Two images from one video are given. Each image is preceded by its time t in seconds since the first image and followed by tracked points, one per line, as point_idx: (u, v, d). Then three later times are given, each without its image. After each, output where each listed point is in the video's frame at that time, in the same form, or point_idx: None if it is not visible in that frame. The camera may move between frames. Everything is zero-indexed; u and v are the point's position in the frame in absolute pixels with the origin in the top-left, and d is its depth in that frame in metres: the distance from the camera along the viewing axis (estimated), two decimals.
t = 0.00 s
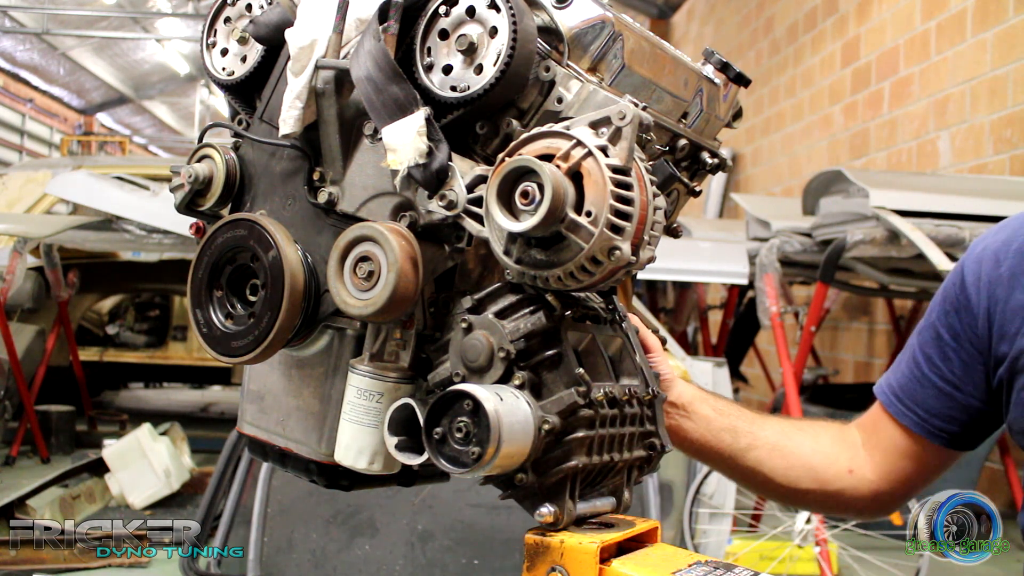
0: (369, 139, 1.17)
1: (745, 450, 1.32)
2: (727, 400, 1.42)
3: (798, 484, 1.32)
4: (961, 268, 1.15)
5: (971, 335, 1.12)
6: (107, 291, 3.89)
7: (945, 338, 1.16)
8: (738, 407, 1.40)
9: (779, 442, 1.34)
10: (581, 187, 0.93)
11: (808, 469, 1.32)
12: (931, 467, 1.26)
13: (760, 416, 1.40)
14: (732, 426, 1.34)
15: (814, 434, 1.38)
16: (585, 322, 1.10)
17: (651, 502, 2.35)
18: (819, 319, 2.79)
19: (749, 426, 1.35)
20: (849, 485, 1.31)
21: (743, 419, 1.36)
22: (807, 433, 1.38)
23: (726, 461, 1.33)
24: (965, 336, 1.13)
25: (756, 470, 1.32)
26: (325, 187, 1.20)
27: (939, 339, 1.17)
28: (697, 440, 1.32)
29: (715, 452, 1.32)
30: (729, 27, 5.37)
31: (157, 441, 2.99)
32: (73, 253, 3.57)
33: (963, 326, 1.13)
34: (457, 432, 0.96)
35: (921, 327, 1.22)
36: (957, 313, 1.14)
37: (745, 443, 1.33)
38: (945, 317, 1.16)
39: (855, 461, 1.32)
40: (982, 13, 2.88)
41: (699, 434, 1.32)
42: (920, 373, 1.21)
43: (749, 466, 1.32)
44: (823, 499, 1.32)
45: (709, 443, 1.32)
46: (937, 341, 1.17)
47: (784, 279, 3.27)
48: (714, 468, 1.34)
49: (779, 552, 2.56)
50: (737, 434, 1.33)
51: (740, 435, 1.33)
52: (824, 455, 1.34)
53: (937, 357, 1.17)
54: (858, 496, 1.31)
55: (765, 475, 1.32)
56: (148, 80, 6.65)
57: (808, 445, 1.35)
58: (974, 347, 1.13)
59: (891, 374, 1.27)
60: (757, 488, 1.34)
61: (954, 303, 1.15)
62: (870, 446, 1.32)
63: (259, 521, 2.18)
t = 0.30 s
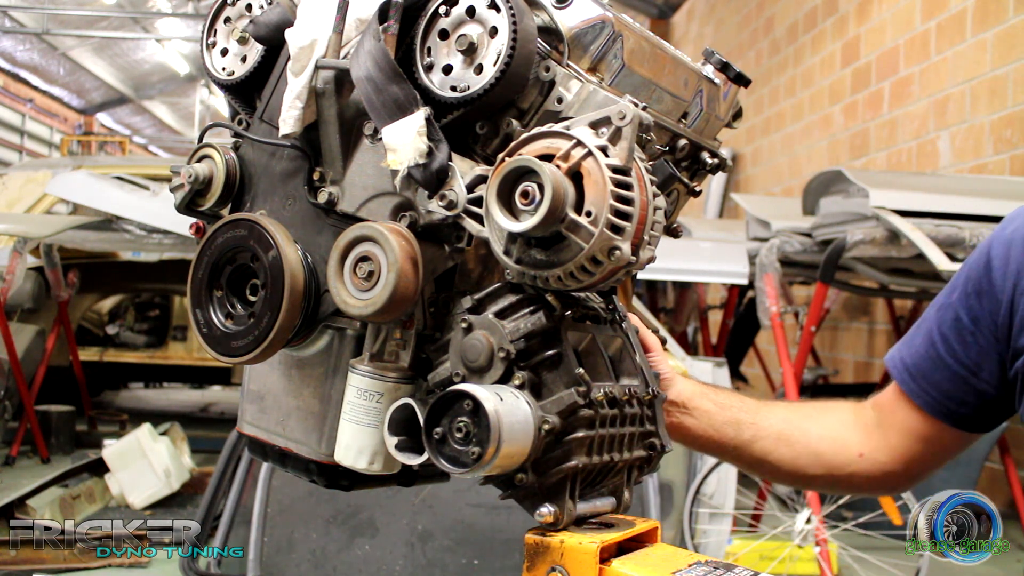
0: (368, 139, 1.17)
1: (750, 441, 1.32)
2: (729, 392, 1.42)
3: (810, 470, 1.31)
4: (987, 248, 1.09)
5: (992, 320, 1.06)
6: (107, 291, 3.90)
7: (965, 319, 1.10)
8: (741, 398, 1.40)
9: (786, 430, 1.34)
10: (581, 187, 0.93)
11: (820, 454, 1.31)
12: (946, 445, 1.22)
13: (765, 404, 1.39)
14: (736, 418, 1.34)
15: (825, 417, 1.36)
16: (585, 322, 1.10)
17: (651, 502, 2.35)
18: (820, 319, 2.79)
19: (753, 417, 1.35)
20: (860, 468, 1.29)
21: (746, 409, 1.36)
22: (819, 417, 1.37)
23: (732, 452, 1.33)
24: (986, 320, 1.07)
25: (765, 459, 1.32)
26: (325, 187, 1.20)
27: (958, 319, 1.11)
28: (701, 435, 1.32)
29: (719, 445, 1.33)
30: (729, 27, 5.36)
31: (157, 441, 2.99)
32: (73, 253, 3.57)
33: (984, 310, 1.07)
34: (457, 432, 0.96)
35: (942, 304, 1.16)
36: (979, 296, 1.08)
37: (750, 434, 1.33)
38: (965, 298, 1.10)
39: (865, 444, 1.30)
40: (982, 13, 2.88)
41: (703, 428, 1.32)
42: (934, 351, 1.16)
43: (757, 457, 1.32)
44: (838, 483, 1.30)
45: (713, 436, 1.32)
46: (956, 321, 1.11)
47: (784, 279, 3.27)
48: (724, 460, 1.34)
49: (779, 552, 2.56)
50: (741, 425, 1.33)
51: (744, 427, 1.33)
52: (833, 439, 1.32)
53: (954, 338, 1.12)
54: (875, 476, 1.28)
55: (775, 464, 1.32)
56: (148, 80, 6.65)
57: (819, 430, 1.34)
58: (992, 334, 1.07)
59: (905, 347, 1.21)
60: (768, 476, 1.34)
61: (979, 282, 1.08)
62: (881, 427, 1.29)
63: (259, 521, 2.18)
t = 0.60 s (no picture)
0: (369, 139, 1.17)
1: (761, 427, 1.29)
2: (741, 379, 1.40)
3: (828, 453, 1.25)
4: None
5: None
6: (107, 291, 3.89)
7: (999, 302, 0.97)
8: (754, 384, 1.37)
9: (799, 414, 1.29)
10: (581, 187, 0.93)
11: (838, 437, 1.25)
12: (978, 427, 1.11)
13: (780, 388, 1.36)
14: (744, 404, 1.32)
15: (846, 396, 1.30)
16: (585, 322, 1.10)
17: (651, 502, 2.35)
18: (820, 319, 2.79)
19: (764, 402, 1.31)
20: (883, 450, 1.21)
21: (758, 394, 1.33)
22: (839, 397, 1.30)
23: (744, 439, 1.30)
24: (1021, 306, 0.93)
25: (778, 444, 1.28)
26: (325, 187, 1.20)
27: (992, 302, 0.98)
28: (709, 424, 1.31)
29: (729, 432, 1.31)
30: (729, 27, 5.36)
31: (157, 441, 2.99)
32: (73, 253, 3.57)
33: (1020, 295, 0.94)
34: (457, 432, 0.96)
35: (980, 279, 1.02)
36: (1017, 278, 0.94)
37: (762, 421, 1.29)
38: (1002, 278, 0.96)
39: (887, 425, 1.22)
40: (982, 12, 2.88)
41: (711, 417, 1.31)
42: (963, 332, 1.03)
43: (771, 442, 1.29)
44: (860, 465, 1.24)
45: (722, 424, 1.30)
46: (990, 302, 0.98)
47: (784, 279, 3.27)
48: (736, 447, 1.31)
49: (779, 552, 2.56)
50: (751, 411, 1.31)
51: (755, 413, 1.30)
52: (851, 421, 1.26)
53: (986, 320, 0.99)
54: (899, 457, 1.21)
55: (790, 448, 1.28)
56: (148, 80, 6.65)
57: (837, 411, 1.28)
58: None
59: (935, 320, 1.08)
60: (785, 461, 1.30)
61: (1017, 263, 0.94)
62: (906, 408, 1.20)
63: (258, 521, 2.21)
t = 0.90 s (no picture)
0: (369, 139, 1.17)
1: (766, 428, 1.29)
2: (746, 381, 1.40)
3: (836, 452, 1.25)
4: None
5: None
6: (107, 291, 3.89)
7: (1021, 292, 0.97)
8: (758, 385, 1.37)
9: (805, 414, 1.29)
10: (581, 187, 0.93)
11: (844, 436, 1.24)
12: (989, 423, 1.10)
13: (784, 389, 1.36)
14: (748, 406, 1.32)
15: (853, 395, 1.29)
16: (585, 322, 1.10)
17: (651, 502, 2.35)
18: (820, 319, 2.79)
19: (768, 403, 1.31)
20: (892, 448, 1.20)
21: (762, 396, 1.33)
22: (846, 395, 1.30)
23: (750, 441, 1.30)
24: None
25: (784, 445, 1.28)
26: (325, 187, 1.20)
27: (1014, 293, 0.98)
28: (714, 426, 1.31)
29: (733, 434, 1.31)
30: (730, 27, 5.36)
31: (157, 441, 2.99)
32: (74, 253, 3.57)
33: None
34: (457, 432, 0.96)
35: (1001, 272, 1.02)
36: None
37: (766, 421, 1.29)
38: None
39: (895, 423, 1.21)
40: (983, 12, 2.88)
41: (716, 420, 1.31)
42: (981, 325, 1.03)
43: (776, 443, 1.29)
44: (869, 464, 1.23)
45: (726, 426, 1.31)
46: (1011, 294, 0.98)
47: (784, 279, 3.27)
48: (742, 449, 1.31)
49: (779, 552, 2.56)
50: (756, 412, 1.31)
51: (759, 414, 1.30)
52: (858, 420, 1.25)
53: (1007, 312, 0.98)
54: (909, 455, 1.20)
55: (796, 448, 1.28)
56: (149, 81, 6.66)
57: (844, 409, 1.27)
58: None
59: (953, 315, 1.08)
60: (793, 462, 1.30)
61: None
62: (917, 406, 1.19)
63: (259, 522, 2.23)
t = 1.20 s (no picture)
0: (369, 139, 1.17)
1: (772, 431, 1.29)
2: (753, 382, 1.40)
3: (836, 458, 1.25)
4: None
5: None
6: (107, 291, 3.89)
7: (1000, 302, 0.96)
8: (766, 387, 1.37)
9: (810, 418, 1.29)
10: (581, 188, 0.93)
11: (847, 441, 1.25)
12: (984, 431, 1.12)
13: (791, 392, 1.36)
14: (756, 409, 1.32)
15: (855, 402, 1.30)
16: (585, 322, 1.10)
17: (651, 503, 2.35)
18: (820, 319, 2.79)
19: (776, 406, 1.31)
20: (893, 454, 1.22)
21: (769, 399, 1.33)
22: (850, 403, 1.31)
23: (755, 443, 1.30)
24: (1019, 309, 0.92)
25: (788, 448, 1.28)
26: (325, 187, 1.20)
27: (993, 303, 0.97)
28: (721, 427, 1.30)
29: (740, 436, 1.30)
30: (730, 27, 5.36)
31: (157, 441, 2.98)
32: (74, 253, 3.57)
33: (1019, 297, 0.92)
34: (457, 432, 0.96)
35: (983, 281, 1.01)
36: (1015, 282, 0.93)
37: (772, 424, 1.29)
38: (1004, 279, 0.95)
39: (895, 429, 1.23)
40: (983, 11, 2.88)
41: (723, 420, 1.31)
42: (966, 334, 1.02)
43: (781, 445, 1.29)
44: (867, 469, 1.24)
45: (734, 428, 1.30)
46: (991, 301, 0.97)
47: (784, 279, 3.27)
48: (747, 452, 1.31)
49: (779, 552, 2.56)
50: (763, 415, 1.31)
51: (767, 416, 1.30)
52: (861, 427, 1.26)
53: (988, 321, 0.98)
54: (906, 460, 1.21)
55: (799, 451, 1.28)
56: (149, 81, 6.66)
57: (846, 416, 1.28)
58: None
59: (940, 322, 1.08)
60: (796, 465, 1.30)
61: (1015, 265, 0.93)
62: (913, 411, 1.21)
63: (259, 521, 2.22)
